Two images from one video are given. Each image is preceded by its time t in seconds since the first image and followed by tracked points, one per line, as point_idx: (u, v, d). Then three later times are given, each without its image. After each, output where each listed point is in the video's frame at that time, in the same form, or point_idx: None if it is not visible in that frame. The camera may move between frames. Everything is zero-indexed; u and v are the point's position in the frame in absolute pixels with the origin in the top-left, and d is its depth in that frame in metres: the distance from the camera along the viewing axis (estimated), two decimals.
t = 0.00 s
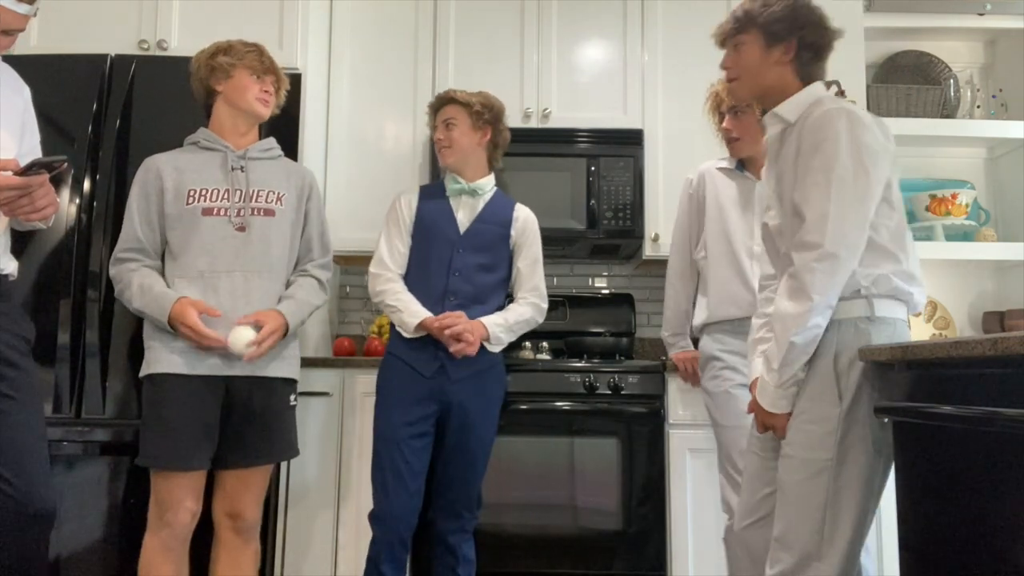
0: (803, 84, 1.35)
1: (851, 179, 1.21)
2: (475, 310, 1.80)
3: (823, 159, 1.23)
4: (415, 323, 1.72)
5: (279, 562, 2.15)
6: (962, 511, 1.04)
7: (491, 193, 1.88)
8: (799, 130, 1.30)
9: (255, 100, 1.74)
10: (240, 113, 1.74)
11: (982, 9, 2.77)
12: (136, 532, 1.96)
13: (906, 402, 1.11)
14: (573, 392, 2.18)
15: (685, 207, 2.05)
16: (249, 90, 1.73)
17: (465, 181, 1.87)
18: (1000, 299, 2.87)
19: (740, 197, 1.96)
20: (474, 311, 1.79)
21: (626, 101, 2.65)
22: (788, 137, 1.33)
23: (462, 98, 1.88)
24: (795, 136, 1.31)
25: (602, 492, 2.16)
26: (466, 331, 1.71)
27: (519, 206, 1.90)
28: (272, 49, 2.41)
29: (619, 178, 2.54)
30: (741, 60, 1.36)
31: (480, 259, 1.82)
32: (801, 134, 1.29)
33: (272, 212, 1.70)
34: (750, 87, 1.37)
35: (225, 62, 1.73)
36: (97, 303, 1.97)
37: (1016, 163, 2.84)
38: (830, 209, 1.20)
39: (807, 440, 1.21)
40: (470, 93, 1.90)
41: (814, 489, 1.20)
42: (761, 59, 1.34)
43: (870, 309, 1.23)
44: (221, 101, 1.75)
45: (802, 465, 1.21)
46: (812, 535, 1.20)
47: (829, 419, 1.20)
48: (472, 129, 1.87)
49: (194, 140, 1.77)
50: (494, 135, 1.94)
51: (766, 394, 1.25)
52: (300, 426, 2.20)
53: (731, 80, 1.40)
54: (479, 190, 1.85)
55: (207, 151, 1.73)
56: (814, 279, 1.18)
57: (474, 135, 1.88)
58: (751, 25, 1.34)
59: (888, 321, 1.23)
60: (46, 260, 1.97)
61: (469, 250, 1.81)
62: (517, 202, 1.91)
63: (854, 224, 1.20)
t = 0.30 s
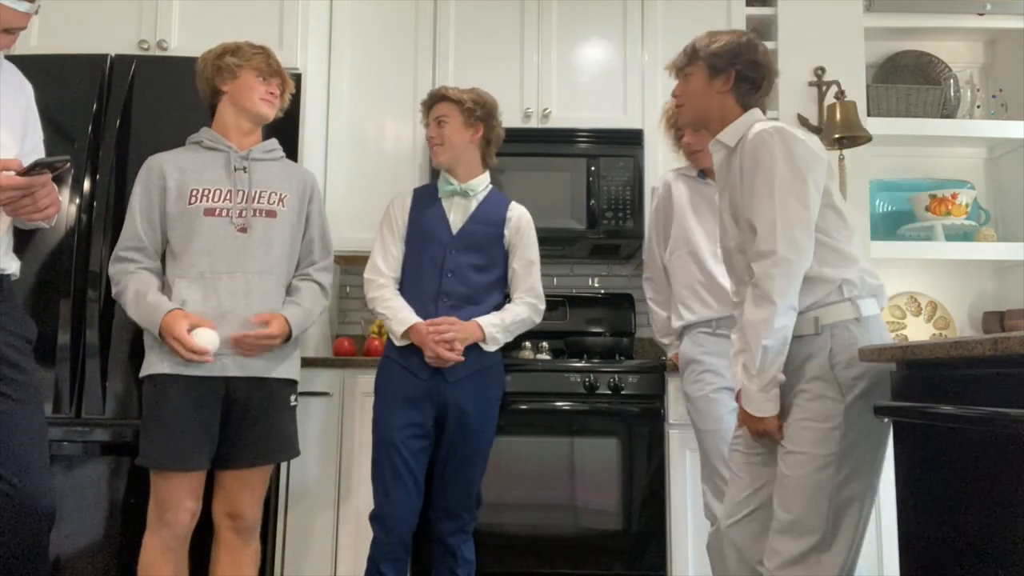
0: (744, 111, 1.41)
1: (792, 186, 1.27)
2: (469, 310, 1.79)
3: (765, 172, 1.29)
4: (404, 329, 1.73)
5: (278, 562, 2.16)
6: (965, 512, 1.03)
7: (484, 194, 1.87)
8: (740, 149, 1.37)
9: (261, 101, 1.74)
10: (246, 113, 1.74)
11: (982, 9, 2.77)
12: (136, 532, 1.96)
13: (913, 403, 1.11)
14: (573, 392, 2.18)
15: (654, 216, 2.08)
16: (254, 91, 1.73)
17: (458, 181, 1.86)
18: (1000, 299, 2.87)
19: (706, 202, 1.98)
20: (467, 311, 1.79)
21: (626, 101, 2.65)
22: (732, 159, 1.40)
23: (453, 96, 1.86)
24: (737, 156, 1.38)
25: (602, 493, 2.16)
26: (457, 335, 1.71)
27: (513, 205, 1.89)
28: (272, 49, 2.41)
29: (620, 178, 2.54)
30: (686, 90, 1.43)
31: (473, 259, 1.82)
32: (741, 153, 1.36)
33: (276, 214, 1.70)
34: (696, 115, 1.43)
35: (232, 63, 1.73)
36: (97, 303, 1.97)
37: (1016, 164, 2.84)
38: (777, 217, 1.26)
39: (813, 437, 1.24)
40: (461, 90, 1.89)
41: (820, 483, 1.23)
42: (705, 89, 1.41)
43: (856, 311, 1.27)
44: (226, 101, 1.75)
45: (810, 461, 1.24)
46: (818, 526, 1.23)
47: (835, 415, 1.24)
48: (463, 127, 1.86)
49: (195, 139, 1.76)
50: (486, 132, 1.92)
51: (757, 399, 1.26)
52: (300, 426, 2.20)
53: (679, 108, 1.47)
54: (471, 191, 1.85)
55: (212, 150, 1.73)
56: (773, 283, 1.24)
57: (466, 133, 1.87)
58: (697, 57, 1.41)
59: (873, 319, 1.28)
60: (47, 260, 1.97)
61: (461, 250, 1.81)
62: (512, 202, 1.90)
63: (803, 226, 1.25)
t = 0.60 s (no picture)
0: (756, 100, 1.43)
1: (801, 189, 1.29)
2: (468, 310, 1.79)
3: (779, 168, 1.30)
4: (404, 330, 1.73)
5: (279, 562, 2.16)
6: (964, 512, 1.04)
7: (483, 194, 1.87)
8: (752, 143, 1.38)
9: (263, 104, 1.74)
10: (248, 114, 1.74)
11: (982, 9, 2.77)
12: (137, 532, 1.96)
13: (912, 403, 1.11)
14: (573, 392, 2.18)
15: (636, 225, 2.10)
16: (258, 92, 1.74)
17: (457, 182, 1.86)
18: (1000, 300, 2.87)
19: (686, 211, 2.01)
20: (467, 312, 1.79)
21: (626, 101, 2.65)
22: (742, 148, 1.41)
23: (451, 96, 1.87)
24: (747, 149, 1.39)
25: (602, 493, 2.16)
26: (457, 336, 1.71)
27: (513, 205, 1.89)
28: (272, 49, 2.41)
29: (620, 178, 2.54)
30: (701, 74, 1.44)
31: (472, 259, 1.82)
32: (755, 146, 1.37)
33: (276, 214, 1.70)
34: (709, 100, 1.45)
35: (236, 63, 1.74)
36: (97, 303, 1.97)
37: (1016, 164, 2.84)
38: (785, 215, 1.27)
39: (781, 427, 1.31)
40: (459, 90, 1.89)
41: (786, 472, 1.29)
42: (718, 74, 1.42)
43: (825, 313, 1.32)
44: (228, 101, 1.75)
45: (779, 449, 1.30)
46: (788, 514, 1.29)
47: (801, 406, 1.30)
48: (461, 126, 1.86)
49: (195, 139, 1.76)
50: (484, 132, 1.91)
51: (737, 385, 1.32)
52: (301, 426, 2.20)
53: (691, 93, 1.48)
54: (470, 192, 1.84)
55: (212, 151, 1.73)
56: (773, 277, 1.25)
57: (464, 133, 1.87)
58: (713, 43, 1.41)
59: (838, 322, 1.34)
60: (47, 260, 1.97)
61: (460, 250, 1.81)
62: (511, 202, 1.90)
63: (806, 230, 1.27)
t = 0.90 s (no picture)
0: (777, 101, 1.43)
1: (813, 198, 1.29)
2: (469, 311, 1.79)
3: (796, 174, 1.30)
4: (404, 330, 1.73)
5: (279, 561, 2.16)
6: (964, 511, 1.04)
7: (485, 195, 1.87)
8: (767, 143, 1.38)
9: (264, 104, 1.74)
10: (248, 114, 1.75)
11: (982, 8, 2.77)
12: (138, 532, 1.96)
13: (912, 403, 1.11)
14: (573, 392, 2.18)
15: (627, 234, 2.11)
16: (259, 93, 1.74)
17: (459, 183, 1.86)
18: (1000, 299, 2.87)
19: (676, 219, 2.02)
20: (468, 312, 1.79)
21: (626, 101, 2.65)
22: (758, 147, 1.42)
23: (454, 96, 1.86)
24: (762, 149, 1.39)
25: (602, 493, 2.17)
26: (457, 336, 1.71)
27: (515, 206, 1.89)
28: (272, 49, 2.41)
29: (620, 177, 2.54)
30: (724, 70, 1.44)
31: (474, 260, 1.82)
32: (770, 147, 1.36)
33: (275, 215, 1.70)
34: (731, 98, 1.45)
35: (237, 63, 1.73)
36: (97, 303, 1.98)
37: (1016, 164, 2.84)
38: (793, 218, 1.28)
39: (769, 421, 1.31)
40: (463, 91, 1.89)
41: (771, 466, 1.29)
42: (742, 71, 1.42)
43: (812, 315, 1.33)
44: (228, 100, 1.75)
45: (766, 443, 1.30)
46: (771, 507, 1.29)
47: (789, 401, 1.30)
48: (462, 127, 1.86)
49: (195, 139, 1.76)
50: (486, 134, 1.91)
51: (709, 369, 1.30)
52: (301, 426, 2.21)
53: (713, 89, 1.48)
54: (471, 193, 1.85)
55: (211, 151, 1.73)
56: (777, 278, 1.26)
57: (465, 134, 1.86)
58: (738, 42, 1.42)
59: (825, 324, 1.35)
60: (47, 260, 1.97)
61: (461, 251, 1.81)
62: (514, 203, 1.90)
63: (811, 238, 1.28)
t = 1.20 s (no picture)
0: (792, 103, 1.44)
1: (818, 196, 1.29)
2: (471, 311, 1.79)
3: (804, 172, 1.30)
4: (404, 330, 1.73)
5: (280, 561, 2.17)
6: (963, 511, 1.04)
7: (488, 197, 1.87)
8: (775, 140, 1.38)
9: (253, 105, 1.72)
10: (238, 115, 1.72)
11: (982, 9, 2.77)
12: (138, 532, 1.95)
13: (912, 403, 1.12)
14: (573, 391, 2.17)
15: (626, 240, 2.12)
16: (247, 93, 1.71)
17: (461, 185, 1.86)
18: (1000, 299, 2.87)
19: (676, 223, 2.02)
20: (470, 313, 1.79)
21: (626, 101, 2.65)
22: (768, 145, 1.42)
23: (458, 97, 1.86)
24: (770, 146, 1.39)
25: (602, 492, 2.17)
26: (460, 341, 1.70)
27: (518, 207, 1.89)
28: (272, 49, 2.41)
29: (620, 178, 2.54)
30: (742, 69, 1.45)
31: (476, 261, 1.82)
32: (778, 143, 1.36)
33: (266, 214, 1.67)
34: (746, 98, 1.46)
35: (223, 65, 1.71)
36: (97, 303, 1.98)
37: (1016, 164, 2.84)
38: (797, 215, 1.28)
39: (770, 415, 1.30)
40: (469, 93, 1.88)
41: (774, 460, 1.29)
42: (759, 72, 1.42)
43: (813, 311, 1.32)
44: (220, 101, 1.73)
45: (767, 437, 1.30)
46: (775, 503, 1.28)
47: (790, 395, 1.29)
48: (465, 129, 1.85)
49: (191, 141, 1.75)
50: (490, 137, 1.91)
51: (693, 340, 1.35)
52: (301, 426, 2.21)
53: (729, 87, 1.48)
54: (474, 195, 1.85)
55: (205, 153, 1.72)
56: (778, 272, 1.26)
57: (467, 136, 1.86)
58: (757, 42, 1.42)
59: (827, 320, 1.34)
60: (47, 260, 1.97)
61: (464, 252, 1.81)
62: (517, 204, 1.90)
63: (815, 237, 1.29)
